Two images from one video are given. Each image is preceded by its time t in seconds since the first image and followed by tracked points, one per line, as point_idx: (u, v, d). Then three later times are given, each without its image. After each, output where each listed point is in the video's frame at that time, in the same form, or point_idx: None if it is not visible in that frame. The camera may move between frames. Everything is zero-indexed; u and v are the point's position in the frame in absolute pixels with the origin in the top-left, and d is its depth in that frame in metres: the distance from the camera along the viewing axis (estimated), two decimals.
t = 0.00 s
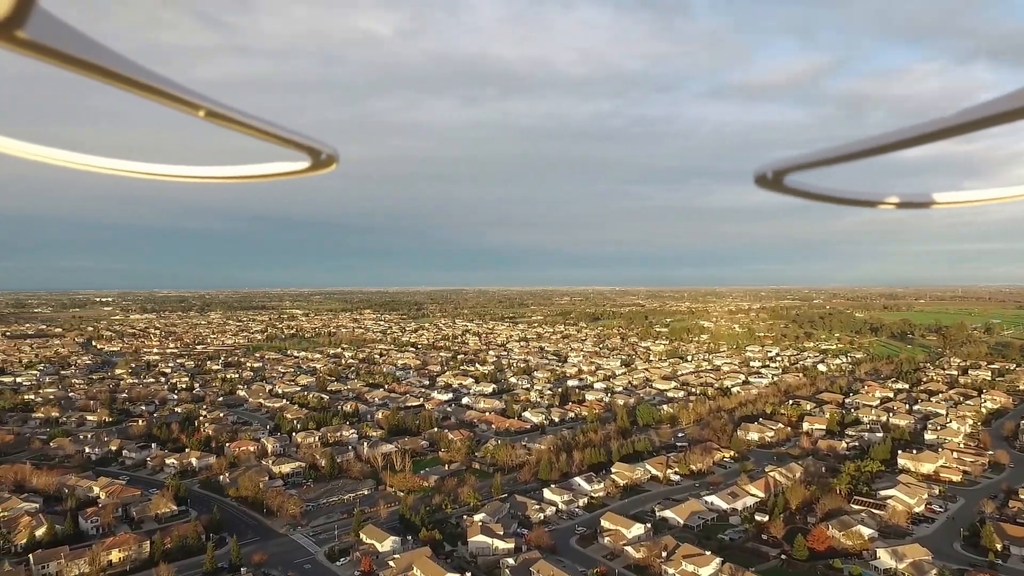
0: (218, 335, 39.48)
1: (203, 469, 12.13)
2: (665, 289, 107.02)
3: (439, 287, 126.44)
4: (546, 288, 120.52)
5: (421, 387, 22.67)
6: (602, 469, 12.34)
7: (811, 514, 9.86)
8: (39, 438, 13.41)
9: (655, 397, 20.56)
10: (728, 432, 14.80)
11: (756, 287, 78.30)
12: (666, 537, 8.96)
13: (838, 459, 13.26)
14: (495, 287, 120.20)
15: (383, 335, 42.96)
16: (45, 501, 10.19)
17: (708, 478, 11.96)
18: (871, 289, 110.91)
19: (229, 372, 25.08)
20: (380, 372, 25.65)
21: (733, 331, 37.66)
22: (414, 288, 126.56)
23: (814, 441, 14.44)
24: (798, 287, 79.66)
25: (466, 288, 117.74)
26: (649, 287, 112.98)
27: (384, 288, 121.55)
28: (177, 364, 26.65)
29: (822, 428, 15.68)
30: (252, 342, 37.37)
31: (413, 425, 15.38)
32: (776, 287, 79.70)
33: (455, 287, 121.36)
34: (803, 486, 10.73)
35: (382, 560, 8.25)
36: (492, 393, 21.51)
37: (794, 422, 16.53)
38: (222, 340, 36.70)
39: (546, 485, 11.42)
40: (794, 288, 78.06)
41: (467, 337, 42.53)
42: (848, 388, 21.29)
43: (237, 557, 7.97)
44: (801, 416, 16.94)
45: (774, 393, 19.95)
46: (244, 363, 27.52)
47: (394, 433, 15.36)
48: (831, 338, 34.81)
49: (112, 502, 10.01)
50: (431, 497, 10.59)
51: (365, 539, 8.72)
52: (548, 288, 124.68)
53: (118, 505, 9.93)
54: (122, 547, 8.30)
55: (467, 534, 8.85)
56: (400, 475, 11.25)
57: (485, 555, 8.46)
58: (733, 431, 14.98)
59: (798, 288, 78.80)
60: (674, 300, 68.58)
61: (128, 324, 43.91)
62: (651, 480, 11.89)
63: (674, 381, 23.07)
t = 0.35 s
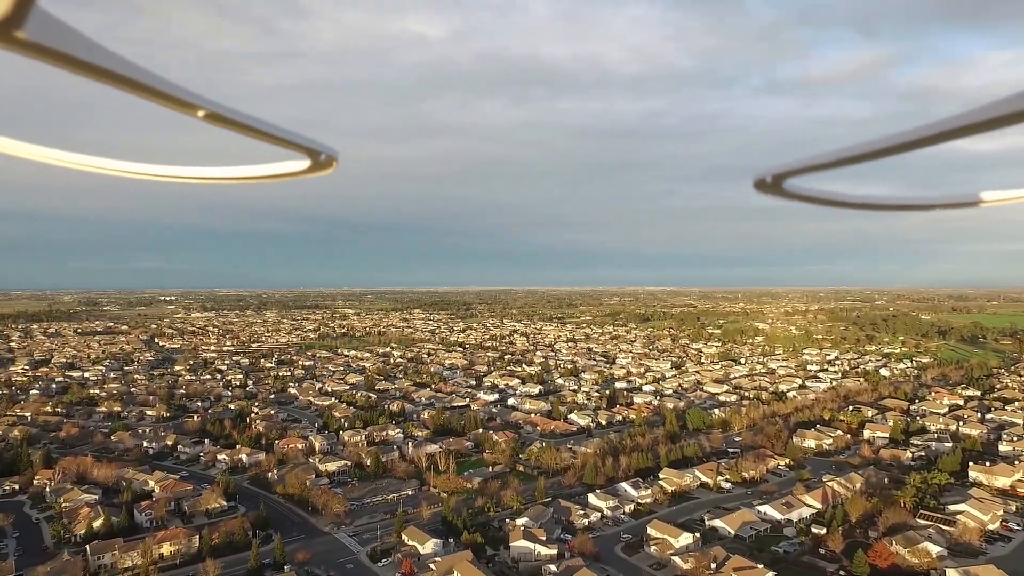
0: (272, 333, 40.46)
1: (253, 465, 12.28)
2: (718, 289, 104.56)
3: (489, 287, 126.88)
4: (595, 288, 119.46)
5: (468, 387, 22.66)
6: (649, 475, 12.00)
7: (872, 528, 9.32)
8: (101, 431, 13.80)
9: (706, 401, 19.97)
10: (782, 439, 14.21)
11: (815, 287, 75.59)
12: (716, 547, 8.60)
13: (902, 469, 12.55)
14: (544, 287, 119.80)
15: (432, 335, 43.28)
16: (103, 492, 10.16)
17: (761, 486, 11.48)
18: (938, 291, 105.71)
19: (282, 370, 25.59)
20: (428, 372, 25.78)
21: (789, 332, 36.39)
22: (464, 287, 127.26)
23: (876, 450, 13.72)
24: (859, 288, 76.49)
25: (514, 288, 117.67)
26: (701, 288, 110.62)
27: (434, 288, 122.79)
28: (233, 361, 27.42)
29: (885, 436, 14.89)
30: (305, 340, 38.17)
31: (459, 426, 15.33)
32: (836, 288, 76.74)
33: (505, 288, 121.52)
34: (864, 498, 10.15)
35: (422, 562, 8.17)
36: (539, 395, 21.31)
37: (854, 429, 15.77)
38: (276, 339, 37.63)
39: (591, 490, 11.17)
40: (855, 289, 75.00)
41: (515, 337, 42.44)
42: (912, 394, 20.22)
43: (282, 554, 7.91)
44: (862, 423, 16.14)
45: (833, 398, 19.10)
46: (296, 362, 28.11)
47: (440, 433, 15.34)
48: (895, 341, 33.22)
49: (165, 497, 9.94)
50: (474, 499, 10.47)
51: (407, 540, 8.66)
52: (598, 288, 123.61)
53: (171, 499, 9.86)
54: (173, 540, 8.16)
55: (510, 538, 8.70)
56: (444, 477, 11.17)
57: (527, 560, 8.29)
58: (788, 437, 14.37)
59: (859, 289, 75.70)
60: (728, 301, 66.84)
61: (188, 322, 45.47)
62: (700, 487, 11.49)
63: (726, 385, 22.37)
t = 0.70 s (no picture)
0: (344, 332, 41.61)
1: (321, 461, 12.49)
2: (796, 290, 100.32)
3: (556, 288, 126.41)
4: (665, 288, 117.15)
5: (533, 388, 22.54)
6: (719, 483, 11.51)
7: (966, 548, 8.60)
8: (183, 424, 14.44)
9: (781, 406, 19.09)
10: (864, 448, 13.37)
11: (902, 288, 71.34)
12: (790, 562, 8.13)
13: (1000, 485, 11.56)
14: (613, 287, 118.37)
15: (499, 335, 43.44)
16: (181, 483, 10.14)
17: (840, 499, 10.81)
18: None
19: (352, 368, 26.25)
20: (493, 372, 25.84)
21: (874, 335, 34.44)
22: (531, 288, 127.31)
23: (970, 463, 12.71)
24: (953, 289, 71.64)
25: (583, 288, 116.83)
26: (777, 288, 106.48)
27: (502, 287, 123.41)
28: (307, 358, 28.31)
29: (980, 449, 13.78)
30: (375, 339, 39.07)
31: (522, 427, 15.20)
32: (926, 288, 72.14)
33: (573, 288, 120.83)
34: (957, 516, 9.38)
35: (482, 565, 8.09)
36: (605, 397, 20.95)
37: (944, 440, 14.69)
38: (348, 337, 38.66)
39: (658, 497, 10.81)
40: (948, 291, 70.34)
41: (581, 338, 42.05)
42: (1013, 403, 18.67)
43: (344, 551, 7.89)
44: (954, 433, 15.01)
45: (922, 406, 17.87)
46: (366, 360, 28.77)
47: (503, 433, 15.27)
48: (993, 346, 30.87)
49: (238, 489, 9.83)
50: (537, 503, 10.31)
51: (467, 542, 8.59)
52: (668, 288, 121.03)
53: (243, 492, 9.77)
54: (242, 533, 8.01)
55: (571, 544, 8.51)
56: (507, 478, 11.06)
57: (588, 567, 8.08)
58: (871, 447, 13.50)
59: (953, 290, 70.93)
60: (806, 302, 64.00)
61: (267, 320, 47.45)
62: (774, 497, 10.93)
63: (803, 390, 21.33)
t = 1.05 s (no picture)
0: (434, 331, 42.49)
1: (407, 458, 12.71)
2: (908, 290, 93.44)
3: (645, 288, 123.88)
4: (762, 288, 112.20)
5: (620, 390, 22.09)
6: (818, 495, 10.78)
7: None
8: (280, 418, 15.13)
9: (890, 416, 17.72)
10: (988, 464, 12.14)
11: None
12: None
13: None
14: (706, 287, 114.61)
15: (586, 335, 43.01)
16: (276, 475, 10.59)
17: (959, 519, 9.85)
18: None
19: (440, 366, 26.74)
20: (579, 372, 25.57)
21: (1000, 340, 31.38)
22: (620, 288, 125.46)
23: None
24: None
25: (674, 288, 113.84)
26: (887, 288, 99.54)
27: (591, 287, 122.36)
28: (397, 356, 29.08)
29: None
30: (463, 338, 39.64)
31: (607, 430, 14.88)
32: None
33: (663, 288, 117.96)
34: None
35: (563, 570, 7.93)
36: (695, 401, 20.21)
37: None
38: (437, 336, 39.44)
39: (750, 508, 10.25)
40: None
41: (671, 339, 40.90)
42: None
43: (426, 549, 7.95)
44: None
45: None
46: (454, 358, 29.20)
47: (588, 436, 15.01)
48: None
49: (327, 483, 10.13)
50: (621, 509, 10.03)
51: (548, 546, 8.46)
52: (764, 288, 115.84)
53: (332, 485, 10.06)
54: (329, 526, 8.21)
55: (656, 554, 8.19)
56: (590, 482, 10.84)
57: None
58: (996, 463, 12.25)
59: None
60: (920, 302, 59.37)
61: (362, 318, 49.27)
62: (882, 515, 10.09)
63: (916, 399, 19.68)
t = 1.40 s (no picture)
0: (539, 330, 42.66)
1: (508, 457, 12.72)
2: None
3: (761, 288, 118.12)
4: (893, 288, 103.72)
5: (731, 394, 21.11)
6: (957, 517, 9.72)
7: None
8: (388, 413, 15.70)
9: None
10: None
11: None
12: None
13: None
14: (827, 287, 107.54)
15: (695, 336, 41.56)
16: (382, 469, 10.94)
17: None
18: None
19: (544, 365, 26.76)
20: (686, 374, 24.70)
21: None
22: (732, 288, 120.40)
23: None
24: None
25: (792, 288, 107.76)
26: None
27: (700, 287, 118.29)
28: (501, 355, 29.43)
29: None
30: (568, 337, 39.48)
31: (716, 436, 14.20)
32: None
33: (780, 287, 111.97)
34: None
35: None
36: (813, 408, 18.93)
37: None
38: (542, 335, 39.55)
39: (876, 527, 9.41)
40: None
41: (788, 341, 38.67)
42: None
43: (524, 551, 7.90)
44: None
45: None
46: (558, 358, 29.15)
47: (695, 442, 14.41)
48: None
49: (429, 479, 10.32)
50: (728, 520, 9.53)
51: (649, 555, 8.16)
52: (895, 287, 107.04)
53: (434, 481, 10.25)
54: (430, 522, 8.35)
55: (767, 571, 7.70)
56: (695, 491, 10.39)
57: None
58: None
59: None
60: None
61: (469, 317, 50.34)
62: None
63: None
